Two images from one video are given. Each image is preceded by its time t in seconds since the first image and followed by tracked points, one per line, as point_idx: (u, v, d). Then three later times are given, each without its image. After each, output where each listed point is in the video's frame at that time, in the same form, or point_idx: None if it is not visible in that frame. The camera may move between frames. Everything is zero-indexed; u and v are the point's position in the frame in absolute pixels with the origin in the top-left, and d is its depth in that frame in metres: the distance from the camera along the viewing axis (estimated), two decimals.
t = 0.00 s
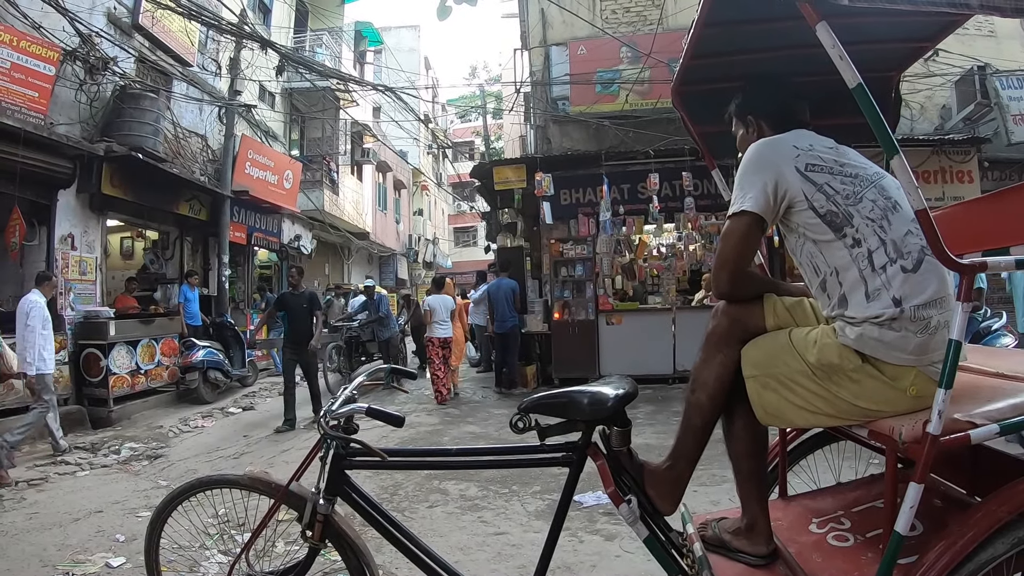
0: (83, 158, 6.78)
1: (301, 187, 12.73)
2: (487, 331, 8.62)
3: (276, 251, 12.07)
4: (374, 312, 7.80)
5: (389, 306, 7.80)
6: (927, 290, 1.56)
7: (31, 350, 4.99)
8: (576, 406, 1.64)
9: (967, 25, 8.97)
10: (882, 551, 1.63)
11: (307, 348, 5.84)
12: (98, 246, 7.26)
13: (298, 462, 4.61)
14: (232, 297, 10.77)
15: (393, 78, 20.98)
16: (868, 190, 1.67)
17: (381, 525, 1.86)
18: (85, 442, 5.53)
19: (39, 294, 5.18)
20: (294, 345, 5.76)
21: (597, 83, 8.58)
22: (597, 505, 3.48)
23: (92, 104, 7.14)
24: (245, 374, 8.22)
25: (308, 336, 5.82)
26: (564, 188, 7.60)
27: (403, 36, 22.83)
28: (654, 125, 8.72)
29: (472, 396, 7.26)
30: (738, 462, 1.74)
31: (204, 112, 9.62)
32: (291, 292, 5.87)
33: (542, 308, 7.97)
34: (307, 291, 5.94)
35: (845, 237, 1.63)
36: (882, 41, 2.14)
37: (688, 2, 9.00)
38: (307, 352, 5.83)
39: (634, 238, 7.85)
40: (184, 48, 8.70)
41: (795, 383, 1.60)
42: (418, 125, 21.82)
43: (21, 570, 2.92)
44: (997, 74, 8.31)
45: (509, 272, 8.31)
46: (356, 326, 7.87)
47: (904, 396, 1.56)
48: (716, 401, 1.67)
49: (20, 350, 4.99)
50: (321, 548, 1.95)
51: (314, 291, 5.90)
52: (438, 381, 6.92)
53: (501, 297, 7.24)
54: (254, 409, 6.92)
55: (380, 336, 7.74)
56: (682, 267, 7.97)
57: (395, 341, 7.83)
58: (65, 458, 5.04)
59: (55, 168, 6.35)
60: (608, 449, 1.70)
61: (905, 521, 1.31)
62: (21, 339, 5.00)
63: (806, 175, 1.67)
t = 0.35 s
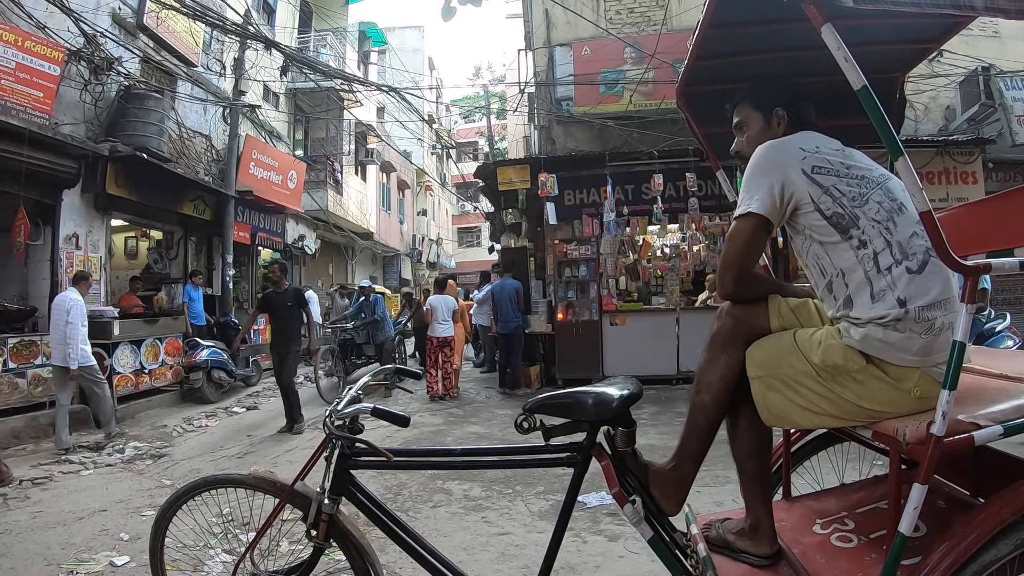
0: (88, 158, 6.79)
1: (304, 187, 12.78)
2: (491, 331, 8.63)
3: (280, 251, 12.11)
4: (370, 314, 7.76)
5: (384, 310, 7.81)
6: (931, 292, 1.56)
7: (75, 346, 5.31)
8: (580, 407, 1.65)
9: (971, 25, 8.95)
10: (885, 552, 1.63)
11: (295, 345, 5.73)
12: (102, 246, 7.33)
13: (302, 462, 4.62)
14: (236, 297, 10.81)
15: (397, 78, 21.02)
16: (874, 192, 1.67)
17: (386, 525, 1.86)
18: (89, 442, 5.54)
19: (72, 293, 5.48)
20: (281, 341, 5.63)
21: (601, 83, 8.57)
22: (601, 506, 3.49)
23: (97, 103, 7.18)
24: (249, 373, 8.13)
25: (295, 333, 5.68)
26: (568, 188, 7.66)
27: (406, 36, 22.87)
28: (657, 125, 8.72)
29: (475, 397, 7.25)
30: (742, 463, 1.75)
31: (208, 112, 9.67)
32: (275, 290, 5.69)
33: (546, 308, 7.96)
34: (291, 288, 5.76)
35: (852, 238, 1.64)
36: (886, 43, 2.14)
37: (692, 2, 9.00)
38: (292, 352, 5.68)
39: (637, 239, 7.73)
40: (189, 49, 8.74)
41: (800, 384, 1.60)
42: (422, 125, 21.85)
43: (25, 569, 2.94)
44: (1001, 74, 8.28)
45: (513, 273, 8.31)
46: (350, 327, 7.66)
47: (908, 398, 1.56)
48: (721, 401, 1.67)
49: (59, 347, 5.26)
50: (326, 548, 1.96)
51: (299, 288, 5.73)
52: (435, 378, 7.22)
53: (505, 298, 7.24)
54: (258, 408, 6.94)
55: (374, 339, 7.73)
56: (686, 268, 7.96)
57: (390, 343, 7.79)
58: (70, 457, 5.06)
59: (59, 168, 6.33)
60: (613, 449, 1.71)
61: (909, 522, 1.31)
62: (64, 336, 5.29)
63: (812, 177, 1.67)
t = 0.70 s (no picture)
0: (102, 157, 6.87)
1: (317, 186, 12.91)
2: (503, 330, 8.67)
3: (293, 249, 12.23)
4: (373, 312, 7.50)
5: (389, 308, 7.51)
6: (947, 291, 1.57)
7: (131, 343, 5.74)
8: (598, 405, 1.68)
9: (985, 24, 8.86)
10: (900, 550, 1.64)
11: (291, 347, 5.43)
12: (117, 244, 7.40)
13: (316, 458, 4.68)
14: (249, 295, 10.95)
15: (409, 77, 21.11)
16: (890, 192, 1.69)
17: (405, 521, 1.89)
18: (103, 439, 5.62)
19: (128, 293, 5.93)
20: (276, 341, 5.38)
21: (614, 82, 8.59)
22: (614, 504, 3.50)
23: (111, 103, 7.28)
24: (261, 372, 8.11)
25: (288, 331, 5.41)
26: (581, 188, 7.70)
27: (418, 35, 22.96)
28: (670, 125, 8.71)
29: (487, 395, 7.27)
30: (758, 461, 1.76)
31: (222, 112, 9.78)
32: (264, 288, 5.44)
33: (558, 307, 7.96)
34: (281, 286, 5.47)
35: (868, 238, 1.65)
36: (900, 43, 2.14)
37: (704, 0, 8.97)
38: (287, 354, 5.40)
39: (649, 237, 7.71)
40: (202, 48, 8.84)
41: (816, 382, 1.62)
42: (434, 124, 21.91)
43: (41, 564, 3.00)
44: (1015, 73, 8.19)
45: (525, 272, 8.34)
46: (351, 326, 7.56)
47: (924, 396, 1.57)
48: (737, 400, 1.69)
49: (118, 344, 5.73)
50: (342, 544, 1.99)
51: (289, 285, 5.44)
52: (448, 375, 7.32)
53: (517, 297, 7.26)
54: (271, 406, 7.00)
55: (377, 339, 7.50)
56: (698, 267, 7.93)
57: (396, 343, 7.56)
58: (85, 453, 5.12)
59: (74, 166, 6.44)
60: (630, 446, 1.74)
61: (924, 519, 1.32)
62: (121, 334, 5.73)
63: (829, 177, 1.68)
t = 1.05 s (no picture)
0: (119, 155, 6.97)
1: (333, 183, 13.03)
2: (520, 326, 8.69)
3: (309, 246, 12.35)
4: (379, 309, 7.23)
5: (395, 303, 7.25)
6: (970, 283, 1.58)
7: (172, 333, 5.87)
8: (624, 397, 1.71)
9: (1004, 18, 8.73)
10: (921, 543, 1.66)
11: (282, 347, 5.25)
12: (134, 241, 7.53)
13: (336, 452, 4.74)
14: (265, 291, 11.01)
15: (424, 74, 21.17)
16: (913, 185, 1.70)
17: (429, 513, 1.91)
18: (122, 433, 5.62)
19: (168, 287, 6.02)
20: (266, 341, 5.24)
21: (630, 78, 8.59)
22: (632, 499, 3.53)
23: (128, 101, 7.40)
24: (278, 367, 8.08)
25: (277, 330, 5.25)
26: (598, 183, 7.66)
27: (433, 32, 23.03)
28: (686, 121, 8.68)
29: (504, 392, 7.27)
30: (779, 453, 1.78)
31: (238, 109, 9.91)
32: (259, 284, 5.37)
33: (575, 304, 7.91)
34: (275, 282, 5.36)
35: (891, 231, 1.66)
36: (919, 39, 2.14)
37: None
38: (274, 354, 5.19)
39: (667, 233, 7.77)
40: (218, 46, 8.95)
41: (840, 374, 1.64)
42: (449, 121, 21.95)
43: (61, 558, 2.93)
44: None
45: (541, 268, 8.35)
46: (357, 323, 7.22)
47: (946, 387, 1.58)
48: (760, 391, 1.71)
49: (162, 334, 5.87)
50: (366, 536, 1.99)
51: (283, 282, 5.31)
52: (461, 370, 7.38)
53: (533, 293, 7.29)
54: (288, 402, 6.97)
55: (383, 337, 7.16)
56: (714, 264, 7.88)
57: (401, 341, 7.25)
58: (103, 448, 5.10)
59: (92, 164, 6.55)
60: (655, 439, 1.76)
61: (947, 510, 1.34)
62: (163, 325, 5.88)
63: (852, 170, 1.70)
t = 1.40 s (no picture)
0: (139, 155, 7.10)
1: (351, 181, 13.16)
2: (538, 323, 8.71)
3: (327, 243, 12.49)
4: (390, 307, 7.13)
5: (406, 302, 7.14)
6: (990, 281, 1.58)
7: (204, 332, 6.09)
8: (645, 393, 1.73)
9: None
10: (940, 541, 1.66)
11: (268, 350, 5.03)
12: (153, 239, 7.66)
13: (356, 448, 4.81)
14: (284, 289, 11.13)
15: (441, 72, 21.23)
16: (934, 182, 1.69)
17: (450, 508, 1.94)
18: (142, 429, 5.66)
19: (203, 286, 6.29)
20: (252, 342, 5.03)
21: (647, 75, 8.56)
22: (650, 497, 3.54)
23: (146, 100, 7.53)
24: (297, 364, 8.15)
25: (270, 334, 5.05)
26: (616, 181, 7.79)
27: (449, 30, 23.09)
28: (703, 117, 8.62)
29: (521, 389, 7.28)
30: (799, 450, 1.79)
31: (256, 108, 10.05)
32: (255, 283, 5.16)
33: (593, 302, 7.89)
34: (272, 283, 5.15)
35: (912, 229, 1.66)
36: (940, 35, 2.13)
37: None
38: (265, 360, 4.99)
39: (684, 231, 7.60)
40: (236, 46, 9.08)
41: (860, 372, 1.64)
42: (466, 119, 22.00)
43: (83, 551, 2.92)
44: None
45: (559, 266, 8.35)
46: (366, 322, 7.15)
47: (966, 385, 1.58)
48: (780, 389, 1.72)
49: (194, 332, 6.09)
50: (387, 532, 2.01)
51: (279, 284, 5.10)
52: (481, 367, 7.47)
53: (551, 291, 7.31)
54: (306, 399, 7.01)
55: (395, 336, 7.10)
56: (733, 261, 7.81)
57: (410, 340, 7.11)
58: (123, 444, 5.13)
59: (111, 164, 6.69)
60: (675, 436, 1.78)
61: (967, 508, 1.34)
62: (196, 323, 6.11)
63: (873, 168, 1.70)
